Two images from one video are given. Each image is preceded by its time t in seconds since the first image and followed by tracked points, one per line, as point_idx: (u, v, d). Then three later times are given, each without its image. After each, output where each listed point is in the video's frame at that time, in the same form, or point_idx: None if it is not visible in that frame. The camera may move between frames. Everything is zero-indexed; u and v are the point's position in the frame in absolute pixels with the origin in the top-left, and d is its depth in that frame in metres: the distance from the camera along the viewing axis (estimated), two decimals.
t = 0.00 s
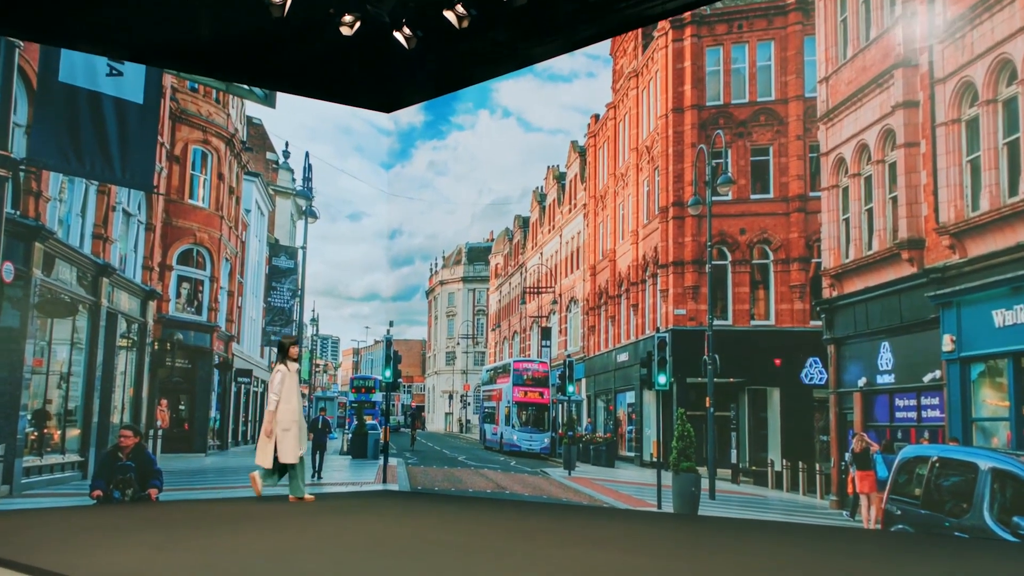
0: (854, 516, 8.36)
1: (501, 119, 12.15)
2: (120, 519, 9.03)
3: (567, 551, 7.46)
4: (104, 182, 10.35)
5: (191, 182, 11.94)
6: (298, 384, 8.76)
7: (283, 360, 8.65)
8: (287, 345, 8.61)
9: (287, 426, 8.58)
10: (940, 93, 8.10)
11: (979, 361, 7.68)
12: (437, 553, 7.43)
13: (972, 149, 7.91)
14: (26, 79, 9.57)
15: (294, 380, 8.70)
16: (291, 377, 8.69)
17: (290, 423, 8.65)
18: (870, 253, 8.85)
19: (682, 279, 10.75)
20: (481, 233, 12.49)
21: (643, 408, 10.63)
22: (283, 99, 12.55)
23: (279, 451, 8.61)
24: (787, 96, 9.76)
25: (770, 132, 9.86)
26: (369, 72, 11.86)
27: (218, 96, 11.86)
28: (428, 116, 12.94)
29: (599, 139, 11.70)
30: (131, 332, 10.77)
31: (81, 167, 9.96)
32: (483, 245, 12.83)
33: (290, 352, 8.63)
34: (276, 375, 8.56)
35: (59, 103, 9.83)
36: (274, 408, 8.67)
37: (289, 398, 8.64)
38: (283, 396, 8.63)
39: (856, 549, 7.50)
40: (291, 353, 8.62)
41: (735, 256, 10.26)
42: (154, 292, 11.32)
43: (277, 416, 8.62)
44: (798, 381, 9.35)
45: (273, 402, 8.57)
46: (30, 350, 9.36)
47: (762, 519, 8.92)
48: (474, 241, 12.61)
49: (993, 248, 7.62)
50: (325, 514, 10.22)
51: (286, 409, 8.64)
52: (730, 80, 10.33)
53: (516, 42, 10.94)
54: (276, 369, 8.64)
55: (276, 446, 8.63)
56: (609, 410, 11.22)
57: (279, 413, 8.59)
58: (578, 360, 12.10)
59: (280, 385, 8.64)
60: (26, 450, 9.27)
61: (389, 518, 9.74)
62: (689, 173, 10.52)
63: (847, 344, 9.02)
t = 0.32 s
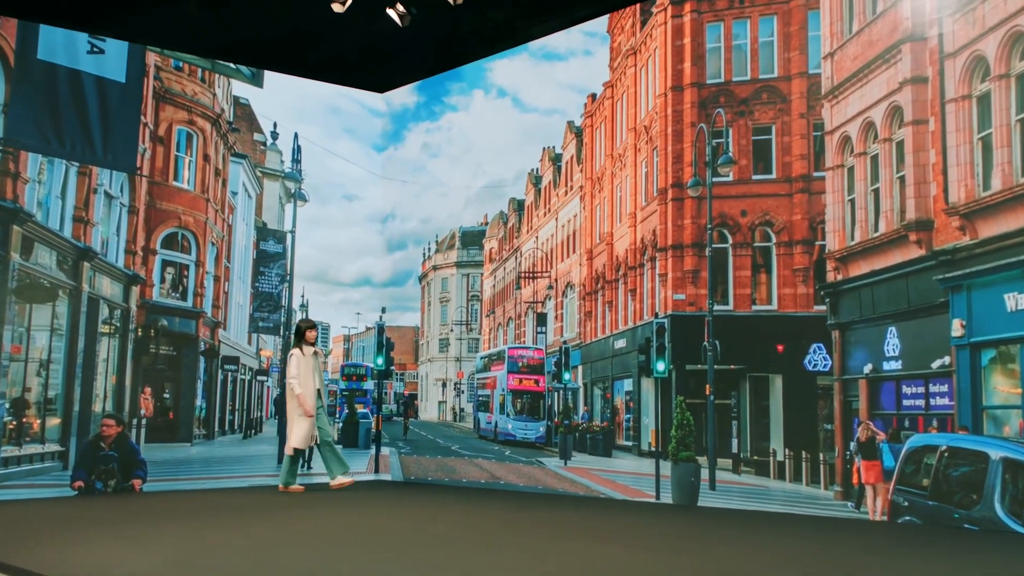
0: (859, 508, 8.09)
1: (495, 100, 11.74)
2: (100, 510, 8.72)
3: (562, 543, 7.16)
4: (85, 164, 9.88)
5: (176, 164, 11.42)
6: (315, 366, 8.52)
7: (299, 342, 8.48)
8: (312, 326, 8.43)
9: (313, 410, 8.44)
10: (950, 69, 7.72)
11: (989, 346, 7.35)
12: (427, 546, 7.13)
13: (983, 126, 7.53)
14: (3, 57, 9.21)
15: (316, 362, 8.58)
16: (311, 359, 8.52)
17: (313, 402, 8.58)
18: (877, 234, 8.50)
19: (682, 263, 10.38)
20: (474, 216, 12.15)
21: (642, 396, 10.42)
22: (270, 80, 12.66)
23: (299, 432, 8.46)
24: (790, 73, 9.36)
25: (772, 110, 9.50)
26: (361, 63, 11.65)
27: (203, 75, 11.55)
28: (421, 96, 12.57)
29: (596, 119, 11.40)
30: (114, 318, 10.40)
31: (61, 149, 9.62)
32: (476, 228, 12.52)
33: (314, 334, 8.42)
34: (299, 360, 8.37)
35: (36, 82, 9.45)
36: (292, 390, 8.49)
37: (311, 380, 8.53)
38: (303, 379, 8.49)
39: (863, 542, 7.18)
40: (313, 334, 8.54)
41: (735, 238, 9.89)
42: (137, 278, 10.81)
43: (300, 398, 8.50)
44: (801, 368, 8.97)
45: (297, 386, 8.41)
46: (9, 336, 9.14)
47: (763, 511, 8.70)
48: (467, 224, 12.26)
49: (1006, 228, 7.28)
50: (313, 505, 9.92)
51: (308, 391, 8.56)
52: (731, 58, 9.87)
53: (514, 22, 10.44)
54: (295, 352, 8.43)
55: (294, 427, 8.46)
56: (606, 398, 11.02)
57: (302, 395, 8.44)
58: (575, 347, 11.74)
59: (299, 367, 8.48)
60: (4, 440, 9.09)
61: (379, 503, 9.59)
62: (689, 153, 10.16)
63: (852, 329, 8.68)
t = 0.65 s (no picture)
0: (860, 502, 7.77)
1: (487, 80, 11.36)
2: (75, 503, 8.37)
3: (550, 538, 6.82)
4: (61, 145, 9.50)
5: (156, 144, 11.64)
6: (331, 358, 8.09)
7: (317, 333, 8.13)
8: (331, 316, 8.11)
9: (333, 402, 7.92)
10: (957, 45, 7.35)
11: (998, 334, 6.93)
12: (408, 540, 6.79)
13: (992, 106, 7.13)
14: None
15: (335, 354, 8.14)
16: (329, 350, 8.11)
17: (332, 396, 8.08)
18: (881, 219, 8.13)
19: (677, 249, 10.07)
20: (466, 200, 11.71)
21: (637, 385, 10.04)
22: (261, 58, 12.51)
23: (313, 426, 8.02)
24: (791, 51, 9.00)
25: (772, 90, 9.18)
26: (354, 46, 11.17)
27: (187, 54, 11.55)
28: (412, 78, 12.23)
29: (591, 100, 11.00)
30: (92, 306, 10.09)
31: (37, 129, 9.15)
32: (468, 214, 12.08)
33: (332, 323, 8.13)
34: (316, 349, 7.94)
35: (9, 60, 8.87)
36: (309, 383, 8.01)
37: (329, 372, 8.07)
38: (322, 370, 8.04)
39: (871, 539, 6.81)
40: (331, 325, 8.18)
41: (734, 223, 9.64)
42: (117, 263, 10.48)
43: (320, 391, 8.02)
44: (801, 356, 8.69)
45: (317, 376, 7.94)
46: None
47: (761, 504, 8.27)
48: (459, 210, 11.85)
49: (1016, 212, 6.89)
50: (298, 499, 9.58)
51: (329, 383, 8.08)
52: (729, 36, 9.62)
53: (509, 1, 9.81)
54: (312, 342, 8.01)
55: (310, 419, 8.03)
56: (600, 387, 10.70)
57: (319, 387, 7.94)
58: (569, 335, 11.36)
59: (316, 358, 8.03)
60: None
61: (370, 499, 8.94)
62: (687, 135, 9.78)
63: (854, 317, 8.34)
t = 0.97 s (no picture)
0: (866, 496, 7.37)
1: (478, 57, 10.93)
2: (42, 496, 7.94)
3: (538, 533, 6.43)
4: (31, 122, 9.02)
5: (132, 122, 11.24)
6: (342, 342, 7.84)
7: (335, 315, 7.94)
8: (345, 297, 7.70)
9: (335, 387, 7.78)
10: (971, 14, 6.89)
11: (1012, 320, 6.54)
12: (388, 534, 6.41)
13: (1007, 77, 6.70)
14: None
15: (348, 336, 7.87)
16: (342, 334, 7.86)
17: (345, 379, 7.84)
18: (889, 198, 7.68)
19: (675, 231, 9.55)
20: (456, 181, 11.30)
21: (632, 373, 9.69)
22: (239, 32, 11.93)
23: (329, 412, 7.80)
24: (794, 23, 8.54)
25: (774, 64, 8.71)
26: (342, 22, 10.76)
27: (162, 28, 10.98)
28: (400, 56, 11.80)
29: (585, 77, 10.59)
30: (64, 290, 9.58)
31: (5, 105, 8.70)
32: (457, 195, 11.62)
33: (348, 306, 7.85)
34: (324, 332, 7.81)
35: None
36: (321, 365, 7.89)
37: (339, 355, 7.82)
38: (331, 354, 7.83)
39: (884, 536, 6.41)
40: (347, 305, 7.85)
41: (734, 204, 9.19)
42: (90, 245, 10.03)
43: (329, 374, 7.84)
44: (805, 344, 8.26)
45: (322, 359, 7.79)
46: None
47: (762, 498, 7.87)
48: (448, 191, 11.43)
49: None
50: (280, 491, 9.17)
51: (339, 368, 7.85)
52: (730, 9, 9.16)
53: None
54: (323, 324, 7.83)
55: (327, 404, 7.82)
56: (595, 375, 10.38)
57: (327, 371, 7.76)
58: (561, 321, 11.16)
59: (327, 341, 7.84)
60: None
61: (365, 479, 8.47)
62: (684, 112, 9.32)
63: (859, 301, 7.91)
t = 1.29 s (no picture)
0: (870, 493, 7.00)
1: (465, 38, 10.56)
2: (7, 495, 7.57)
3: (523, 535, 6.07)
4: None
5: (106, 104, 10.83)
6: (354, 338, 7.66)
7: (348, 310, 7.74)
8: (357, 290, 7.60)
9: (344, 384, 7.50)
10: None
11: None
12: (364, 536, 6.04)
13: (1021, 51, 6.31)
14: None
15: (361, 333, 7.68)
16: (353, 330, 7.67)
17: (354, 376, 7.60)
18: (893, 180, 7.26)
19: (669, 217, 9.24)
20: (444, 167, 10.93)
21: (626, 365, 9.14)
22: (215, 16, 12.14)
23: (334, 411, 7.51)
24: None
25: (773, 41, 8.31)
26: None
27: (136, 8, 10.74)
28: (388, 38, 11.34)
29: (576, 57, 10.18)
30: (31, 280, 9.13)
31: None
32: (445, 182, 11.20)
33: (361, 300, 7.68)
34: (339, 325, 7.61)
35: None
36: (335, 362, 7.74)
37: (349, 351, 7.61)
38: (342, 349, 7.62)
39: (892, 537, 6.04)
40: (361, 300, 7.73)
41: (731, 187, 8.75)
42: (60, 233, 9.56)
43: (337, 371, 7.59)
44: (805, 335, 7.84)
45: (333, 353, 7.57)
46: None
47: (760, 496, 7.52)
48: (436, 177, 11.03)
49: None
50: (259, 490, 8.81)
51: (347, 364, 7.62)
52: None
53: None
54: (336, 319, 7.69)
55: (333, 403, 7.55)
56: (586, 368, 9.88)
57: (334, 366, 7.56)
58: (551, 312, 10.60)
59: (341, 337, 7.69)
60: None
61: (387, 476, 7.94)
62: (679, 93, 8.99)
63: (862, 290, 7.48)
